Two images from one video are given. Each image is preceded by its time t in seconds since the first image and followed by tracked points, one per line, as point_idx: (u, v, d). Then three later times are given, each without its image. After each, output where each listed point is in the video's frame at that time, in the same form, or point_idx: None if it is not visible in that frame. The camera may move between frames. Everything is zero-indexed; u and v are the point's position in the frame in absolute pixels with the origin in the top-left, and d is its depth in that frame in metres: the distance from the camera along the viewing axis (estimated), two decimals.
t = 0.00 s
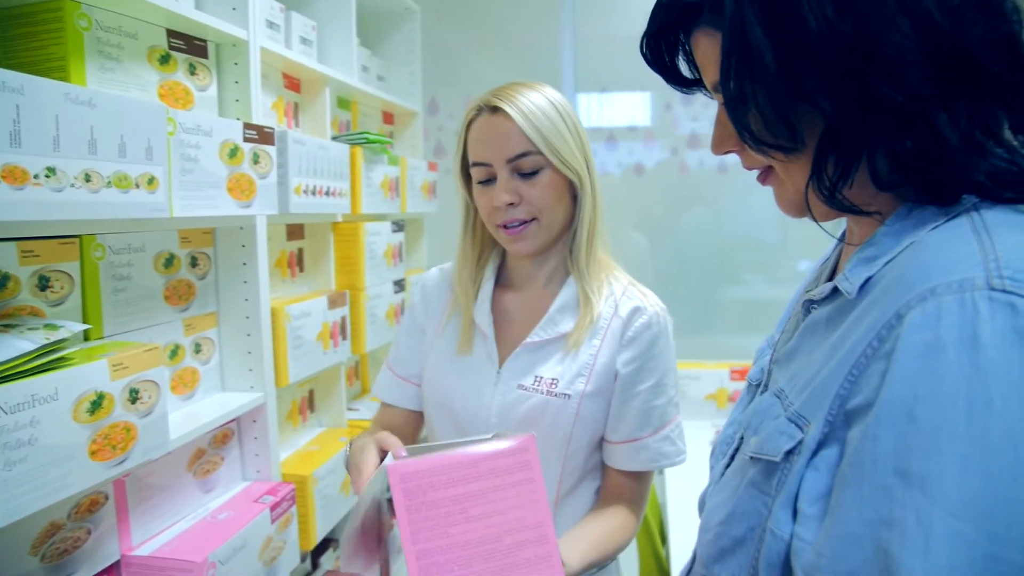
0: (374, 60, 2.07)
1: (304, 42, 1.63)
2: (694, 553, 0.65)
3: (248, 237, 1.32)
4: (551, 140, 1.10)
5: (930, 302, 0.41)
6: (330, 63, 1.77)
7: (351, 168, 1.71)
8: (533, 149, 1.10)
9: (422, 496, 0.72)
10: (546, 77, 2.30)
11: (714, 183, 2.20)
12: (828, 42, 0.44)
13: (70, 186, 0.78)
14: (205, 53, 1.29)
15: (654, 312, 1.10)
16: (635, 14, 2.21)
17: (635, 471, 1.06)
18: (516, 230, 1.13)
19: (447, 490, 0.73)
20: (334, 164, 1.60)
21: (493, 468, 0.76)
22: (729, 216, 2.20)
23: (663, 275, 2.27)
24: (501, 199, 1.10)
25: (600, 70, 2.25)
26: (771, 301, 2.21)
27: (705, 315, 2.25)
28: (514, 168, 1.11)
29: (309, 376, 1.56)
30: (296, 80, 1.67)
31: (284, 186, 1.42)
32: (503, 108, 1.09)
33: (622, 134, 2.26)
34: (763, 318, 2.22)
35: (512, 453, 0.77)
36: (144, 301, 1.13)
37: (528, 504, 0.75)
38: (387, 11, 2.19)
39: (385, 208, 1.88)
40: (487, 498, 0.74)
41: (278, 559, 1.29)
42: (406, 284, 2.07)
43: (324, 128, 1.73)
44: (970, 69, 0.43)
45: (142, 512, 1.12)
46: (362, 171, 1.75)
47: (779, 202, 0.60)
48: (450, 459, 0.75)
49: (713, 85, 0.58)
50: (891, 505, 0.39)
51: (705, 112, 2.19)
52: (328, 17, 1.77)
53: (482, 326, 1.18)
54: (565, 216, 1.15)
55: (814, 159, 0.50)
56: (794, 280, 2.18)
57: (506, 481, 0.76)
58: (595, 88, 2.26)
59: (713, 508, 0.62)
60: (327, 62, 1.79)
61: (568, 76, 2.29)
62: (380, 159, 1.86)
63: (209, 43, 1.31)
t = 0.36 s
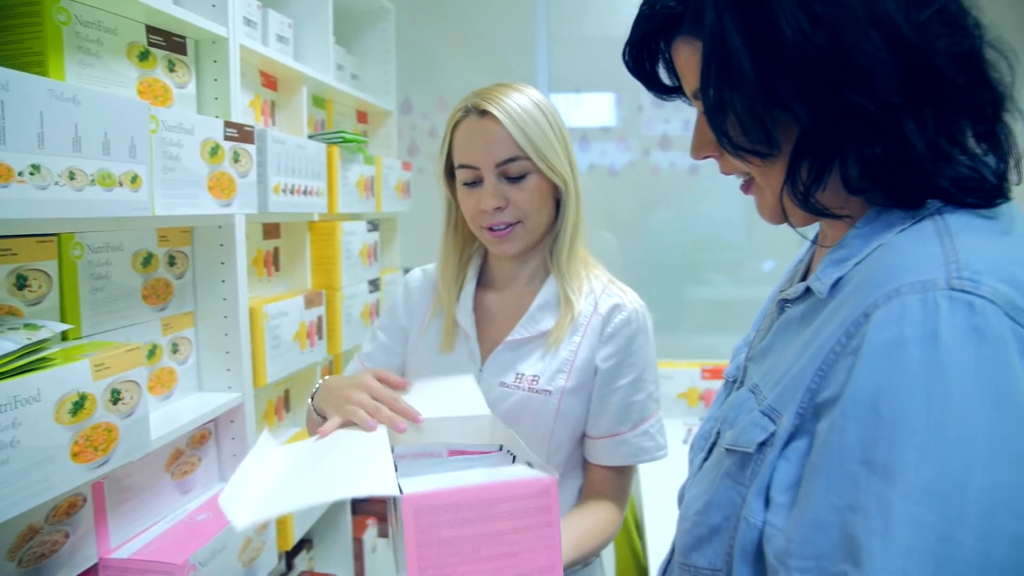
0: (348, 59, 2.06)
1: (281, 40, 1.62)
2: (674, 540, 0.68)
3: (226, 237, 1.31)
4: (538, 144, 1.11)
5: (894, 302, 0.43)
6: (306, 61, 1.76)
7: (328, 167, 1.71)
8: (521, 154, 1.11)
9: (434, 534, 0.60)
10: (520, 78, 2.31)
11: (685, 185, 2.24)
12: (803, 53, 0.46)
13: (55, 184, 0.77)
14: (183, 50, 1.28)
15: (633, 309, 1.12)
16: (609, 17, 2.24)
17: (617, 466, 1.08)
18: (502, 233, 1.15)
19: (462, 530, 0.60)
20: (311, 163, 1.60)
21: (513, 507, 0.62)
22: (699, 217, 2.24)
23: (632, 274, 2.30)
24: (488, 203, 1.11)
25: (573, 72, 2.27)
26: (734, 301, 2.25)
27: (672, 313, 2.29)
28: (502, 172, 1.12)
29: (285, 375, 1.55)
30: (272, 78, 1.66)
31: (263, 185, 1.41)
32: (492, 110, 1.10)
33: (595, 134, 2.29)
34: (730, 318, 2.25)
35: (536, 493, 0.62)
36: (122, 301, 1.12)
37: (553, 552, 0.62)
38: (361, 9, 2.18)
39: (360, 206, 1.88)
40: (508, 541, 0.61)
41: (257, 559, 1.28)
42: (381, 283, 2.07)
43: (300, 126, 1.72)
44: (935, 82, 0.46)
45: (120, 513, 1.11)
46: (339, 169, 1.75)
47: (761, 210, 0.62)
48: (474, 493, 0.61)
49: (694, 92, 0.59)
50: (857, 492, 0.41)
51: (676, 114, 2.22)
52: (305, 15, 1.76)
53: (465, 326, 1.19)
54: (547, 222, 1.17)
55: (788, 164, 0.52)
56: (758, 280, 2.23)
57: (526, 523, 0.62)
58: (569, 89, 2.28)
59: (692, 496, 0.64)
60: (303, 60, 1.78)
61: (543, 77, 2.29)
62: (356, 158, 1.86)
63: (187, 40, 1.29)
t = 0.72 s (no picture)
0: (325, 58, 2.05)
1: (259, 38, 1.60)
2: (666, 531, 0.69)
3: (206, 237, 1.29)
4: (528, 143, 1.12)
5: (879, 296, 0.45)
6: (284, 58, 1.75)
7: (307, 166, 1.70)
8: (511, 152, 1.12)
9: (412, 527, 0.67)
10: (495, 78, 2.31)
11: (660, 186, 2.28)
12: (792, 55, 0.47)
13: (43, 182, 0.76)
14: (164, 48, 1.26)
15: (619, 307, 1.13)
16: (585, 18, 2.26)
17: (606, 464, 1.09)
18: (491, 231, 1.15)
19: (438, 520, 0.68)
20: (291, 162, 1.58)
21: (483, 496, 0.71)
22: (672, 217, 2.29)
23: (605, 273, 2.33)
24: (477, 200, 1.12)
25: (549, 73, 2.28)
26: (703, 299, 2.32)
27: (642, 311, 2.33)
28: (491, 170, 1.13)
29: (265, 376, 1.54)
30: (251, 76, 1.65)
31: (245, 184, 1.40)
32: (482, 109, 1.11)
33: (571, 134, 2.30)
34: (700, 314, 2.32)
35: (501, 479, 0.72)
36: (103, 301, 1.11)
37: (518, 532, 0.71)
38: (337, 8, 2.16)
39: (338, 206, 1.87)
40: (479, 527, 0.69)
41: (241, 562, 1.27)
42: (360, 283, 2.06)
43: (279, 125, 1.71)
44: (915, 86, 0.47)
45: (104, 517, 1.10)
46: (317, 168, 1.74)
47: (744, 205, 0.64)
48: (440, 486, 0.70)
49: (684, 92, 0.61)
50: (846, 478, 0.43)
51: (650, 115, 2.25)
52: (283, 13, 1.74)
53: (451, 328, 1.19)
54: (536, 220, 1.18)
55: (775, 163, 0.53)
56: (726, 279, 2.30)
57: (494, 510, 0.71)
58: (545, 89, 2.29)
59: (683, 487, 0.66)
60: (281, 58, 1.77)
61: (519, 77, 2.30)
62: (334, 157, 1.85)
63: (169, 38, 1.28)
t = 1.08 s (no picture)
0: (301, 58, 2.03)
1: (237, 38, 1.58)
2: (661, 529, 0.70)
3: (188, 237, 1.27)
4: (517, 143, 1.12)
5: (873, 298, 0.46)
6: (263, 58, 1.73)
7: (286, 167, 1.68)
8: (498, 149, 1.12)
9: (387, 525, 0.68)
10: (471, 80, 2.31)
11: (635, 188, 2.31)
12: (787, 63, 0.49)
13: (29, 181, 0.75)
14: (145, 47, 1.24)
15: (620, 317, 1.13)
16: (563, 21, 2.27)
17: (596, 469, 1.10)
18: (486, 229, 1.15)
19: (411, 520, 0.69)
20: (270, 162, 1.57)
21: (458, 499, 0.71)
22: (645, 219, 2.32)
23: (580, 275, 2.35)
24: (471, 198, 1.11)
25: (525, 75, 2.29)
26: (676, 300, 2.35)
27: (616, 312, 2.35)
28: (480, 168, 1.13)
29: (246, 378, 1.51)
30: (230, 76, 1.63)
31: (226, 184, 1.37)
32: (468, 111, 1.11)
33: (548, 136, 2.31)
34: (673, 315, 2.35)
35: (476, 482, 0.72)
36: (83, 302, 1.09)
37: (494, 532, 0.71)
38: (314, 8, 2.14)
39: (317, 207, 1.86)
40: (454, 528, 0.69)
41: (223, 566, 1.25)
42: (337, 284, 2.04)
43: (257, 125, 1.69)
44: (903, 94, 0.49)
45: (85, 523, 1.08)
46: (297, 169, 1.72)
47: (727, 202, 0.66)
48: (417, 486, 0.70)
49: (679, 94, 0.62)
50: (844, 474, 0.44)
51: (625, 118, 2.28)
52: (260, 11, 1.72)
53: (451, 326, 1.19)
54: (533, 215, 1.18)
55: (767, 167, 0.54)
56: (696, 280, 2.34)
57: (469, 511, 0.71)
58: (522, 91, 2.29)
59: (680, 484, 0.67)
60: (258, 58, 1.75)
61: (496, 79, 2.31)
62: (312, 158, 1.84)
63: (149, 36, 1.25)
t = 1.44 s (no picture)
0: (271, 58, 2.01)
1: (208, 37, 1.55)
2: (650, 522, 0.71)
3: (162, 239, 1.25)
4: (511, 139, 1.13)
5: (852, 289, 0.48)
6: (233, 57, 1.70)
7: (259, 167, 1.66)
8: (493, 146, 1.13)
9: (363, 487, 0.65)
10: (443, 81, 2.32)
11: (606, 189, 2.34)
12: (772, 61, 0.50)
13: (5, 180, 0.73)
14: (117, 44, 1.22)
15: (609, 317, 1.17)
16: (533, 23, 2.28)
17: (584, 466, 1.12)
18: (478, 225, 1.14)
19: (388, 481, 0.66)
20: (245, 163, 1.55)
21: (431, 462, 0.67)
22: (612, 220, 2.35)
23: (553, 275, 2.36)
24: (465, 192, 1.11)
25: (496, 76, 2.29)
26: (643, 300, 2.38)
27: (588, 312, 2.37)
28: (475, 164, 1.13)
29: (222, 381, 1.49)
30: (201, 75, 1.61)
31: (201, 185, 1.35)
32: (465, 105, 1.12)
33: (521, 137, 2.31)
34: (642, 314, 2.38)
35: (451, 442, 0.68)
36: (55, 305, 1.06)
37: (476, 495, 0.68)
38: (284, 8, 2.12)
39: (289, 208, 1.84)
40: (433, 490, 0.67)
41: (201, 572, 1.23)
42: (309, 285, 2.03)
43: (229, 126, 1.66)
44: (879, 95, 0.51)
45: (63, 531, 1.06)
46: (270, 169, 1.70)
47: (710, 201, 0.68)
48: (394, 446, 0.67)
49: (662, 92, 0.63)
50: (829, 459, 0.45)
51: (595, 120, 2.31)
52: (231, 10, 1.70)
53: (444, 327, 1.18)
54: (525, 213, 1.19)
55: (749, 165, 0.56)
56: (662, 279, 2.37)
57: (449, 472, 0.68)
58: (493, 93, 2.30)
59: (669, 476, 0.68)
60: (229, 57, 1.72)
61: (467, 81, 2.31)
62: (285, 159, 1.82)
63: (121, 34, 1.23)
